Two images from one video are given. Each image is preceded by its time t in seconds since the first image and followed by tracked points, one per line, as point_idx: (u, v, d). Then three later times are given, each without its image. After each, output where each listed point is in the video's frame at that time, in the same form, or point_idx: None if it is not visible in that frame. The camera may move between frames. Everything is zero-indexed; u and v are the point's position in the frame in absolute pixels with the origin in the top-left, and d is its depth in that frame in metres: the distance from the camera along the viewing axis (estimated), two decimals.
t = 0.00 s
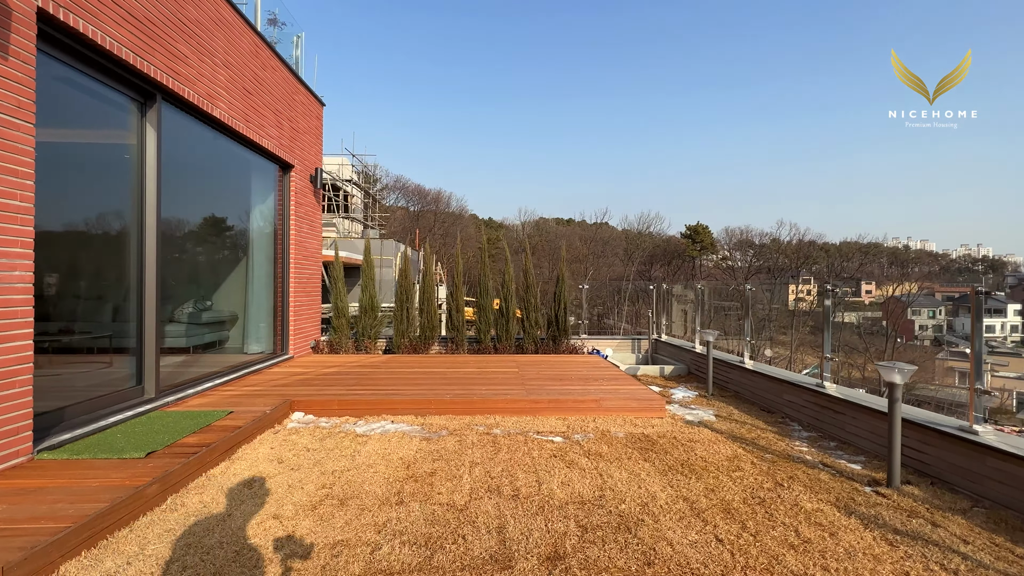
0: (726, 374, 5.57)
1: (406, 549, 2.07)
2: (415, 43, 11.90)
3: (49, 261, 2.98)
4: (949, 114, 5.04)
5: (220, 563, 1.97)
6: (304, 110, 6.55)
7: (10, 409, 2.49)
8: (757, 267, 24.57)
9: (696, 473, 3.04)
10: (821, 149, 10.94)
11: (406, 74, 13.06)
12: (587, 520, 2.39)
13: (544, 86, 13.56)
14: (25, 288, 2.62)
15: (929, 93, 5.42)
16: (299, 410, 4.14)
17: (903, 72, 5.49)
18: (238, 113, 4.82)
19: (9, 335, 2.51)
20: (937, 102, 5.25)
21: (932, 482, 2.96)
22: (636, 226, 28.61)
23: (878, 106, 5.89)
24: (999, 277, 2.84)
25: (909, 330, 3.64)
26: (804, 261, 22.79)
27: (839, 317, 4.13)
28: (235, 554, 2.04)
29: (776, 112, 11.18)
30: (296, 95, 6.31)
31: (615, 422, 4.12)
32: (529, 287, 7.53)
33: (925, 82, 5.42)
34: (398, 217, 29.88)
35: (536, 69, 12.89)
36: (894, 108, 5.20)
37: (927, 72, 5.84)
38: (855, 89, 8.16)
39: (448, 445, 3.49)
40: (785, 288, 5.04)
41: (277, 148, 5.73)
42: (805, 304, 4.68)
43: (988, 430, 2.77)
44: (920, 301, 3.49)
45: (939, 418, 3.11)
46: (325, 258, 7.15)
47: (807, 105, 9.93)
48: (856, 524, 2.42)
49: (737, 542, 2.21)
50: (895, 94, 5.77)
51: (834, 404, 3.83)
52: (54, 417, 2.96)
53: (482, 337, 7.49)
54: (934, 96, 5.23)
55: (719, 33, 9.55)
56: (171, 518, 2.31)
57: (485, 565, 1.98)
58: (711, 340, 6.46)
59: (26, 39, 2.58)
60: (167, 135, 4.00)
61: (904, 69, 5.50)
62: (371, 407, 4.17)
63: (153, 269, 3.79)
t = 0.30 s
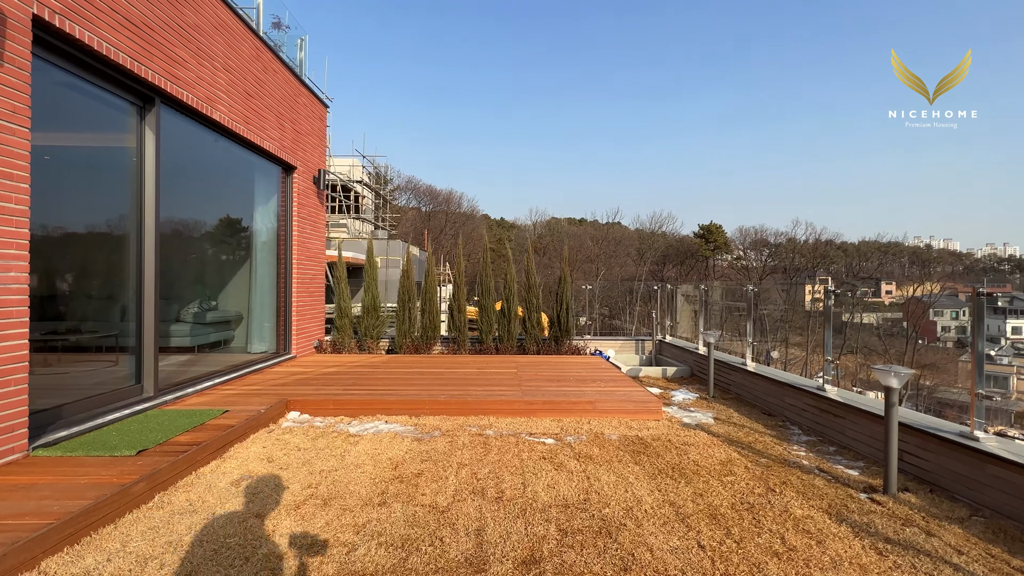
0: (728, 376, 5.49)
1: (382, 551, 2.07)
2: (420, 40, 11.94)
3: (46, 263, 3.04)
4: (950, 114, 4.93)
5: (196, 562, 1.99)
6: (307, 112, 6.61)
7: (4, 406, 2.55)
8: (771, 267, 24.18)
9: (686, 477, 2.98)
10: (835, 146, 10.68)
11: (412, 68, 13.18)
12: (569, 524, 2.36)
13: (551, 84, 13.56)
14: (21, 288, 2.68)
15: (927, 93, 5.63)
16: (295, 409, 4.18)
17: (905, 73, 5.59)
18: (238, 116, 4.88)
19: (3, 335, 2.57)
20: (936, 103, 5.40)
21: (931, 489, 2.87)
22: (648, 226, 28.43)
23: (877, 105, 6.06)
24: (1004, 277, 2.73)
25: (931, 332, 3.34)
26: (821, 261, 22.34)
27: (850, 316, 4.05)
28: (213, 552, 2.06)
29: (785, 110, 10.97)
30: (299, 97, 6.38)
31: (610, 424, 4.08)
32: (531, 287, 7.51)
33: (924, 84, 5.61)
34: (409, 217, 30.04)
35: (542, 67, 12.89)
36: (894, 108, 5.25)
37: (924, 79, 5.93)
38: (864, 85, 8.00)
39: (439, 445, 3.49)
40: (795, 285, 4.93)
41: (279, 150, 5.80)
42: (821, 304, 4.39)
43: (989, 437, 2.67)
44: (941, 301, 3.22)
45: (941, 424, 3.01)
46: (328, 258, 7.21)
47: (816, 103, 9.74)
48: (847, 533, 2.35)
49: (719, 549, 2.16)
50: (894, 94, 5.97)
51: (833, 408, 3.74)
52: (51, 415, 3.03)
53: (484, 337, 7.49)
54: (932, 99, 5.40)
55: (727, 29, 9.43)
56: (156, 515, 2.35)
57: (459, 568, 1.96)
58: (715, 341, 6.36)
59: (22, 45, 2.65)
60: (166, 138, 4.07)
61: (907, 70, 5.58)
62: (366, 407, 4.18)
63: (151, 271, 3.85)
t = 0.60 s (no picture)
0: (732, 377, 5.38)
1: (360, 548, 2.06)
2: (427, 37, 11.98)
3: (46, 263, 3.10)
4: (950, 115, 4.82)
5: (175, 556, 2.00)
6: (311, 112, 6.67)
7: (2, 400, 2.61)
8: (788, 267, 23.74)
9: (678, 478, 2.93)
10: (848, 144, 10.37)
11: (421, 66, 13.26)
12: (552, 523, 2.33)
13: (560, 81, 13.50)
14: (18, 285, 2.73)
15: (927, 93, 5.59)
16: (292, 406, 4.22)
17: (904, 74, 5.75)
18: (240, 116, 4.94)
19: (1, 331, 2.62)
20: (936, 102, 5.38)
21: (934, 494, 2.77)
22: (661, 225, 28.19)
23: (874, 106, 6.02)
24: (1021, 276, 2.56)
25: (954, 335, 3.08)
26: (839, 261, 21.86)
27: (869, 317, 3.81)
28: (193, 546, 2.07)
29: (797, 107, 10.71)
30: (302, 98, 6.43)
31: (606, 424, 4.03)
32: (534, 286, 7.48)
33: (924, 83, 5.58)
34: (421, 218, 30.19)
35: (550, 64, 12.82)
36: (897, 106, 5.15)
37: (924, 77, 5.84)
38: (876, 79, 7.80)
39: (431, 443, 3.48)
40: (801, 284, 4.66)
41: (282, 150, 5.85)
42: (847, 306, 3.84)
43: (995, 440, 2.56)
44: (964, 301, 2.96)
45: (944, 427, 2.91)
46: (332, 258, 7.27)
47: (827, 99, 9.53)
48: (839, 537, 2.27)
49: (704, 552, 2.11)
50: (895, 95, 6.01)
51: (836, 409, 3.64)
52: (50, 409, 3.09)
53: (487, 336, 7.48)
54: (933, 98, 5.39)
55: (735, 23, 9.29)
56: (144, 509, 2.38)
57: (435, 567, 1.95)
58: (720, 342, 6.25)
59: (20, 47, 2.70)
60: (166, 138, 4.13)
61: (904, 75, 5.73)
62: (362, 405, 4.20)
63: (152, 272, 3.92)
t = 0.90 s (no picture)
0: (736, 379, 5.28)
1: (336, 548, 2.05)
2: (429, 37, 12.04)
3: (44, 264, 3.17)
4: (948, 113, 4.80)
5: (152, 554, 2.00)
6: (314, 112, 6.72)
7: None
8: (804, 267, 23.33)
9: (669, 483, 2.86)
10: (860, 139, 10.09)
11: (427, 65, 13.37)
12: (535, 527, 2.29)
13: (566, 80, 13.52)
14: (14, 284, 2.77)
15: (928, 93, 5.79)
16: (289, 405, 4.25)
17: (905, 74, 5.83)
18: (241, 117, 4.99)
19: None
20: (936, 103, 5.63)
21: (938, 502, 2.66)
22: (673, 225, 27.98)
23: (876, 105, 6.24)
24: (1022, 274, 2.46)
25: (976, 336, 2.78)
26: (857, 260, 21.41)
27: (891, 318, 3.58)
28: (172, 545, 2.08)
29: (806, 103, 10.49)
30: (306, 98, 6.48)
31: (602, 426, 3.96)
32: (537, 286, 7.44)
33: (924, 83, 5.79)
34: (433, 218, 30.34)
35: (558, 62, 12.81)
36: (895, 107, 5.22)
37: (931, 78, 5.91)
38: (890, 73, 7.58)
39: (423, 443, 3.46)
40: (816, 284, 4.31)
41: (285, 151, 5.90)
42: (861, 308, 3.75)
43: (1002, 448, 2.44)
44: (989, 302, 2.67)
45: (950, 432, 2.79)
46: (336, 257, 7.32)
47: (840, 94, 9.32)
48: (832, 547, 2.19)
49: (687, 559, 2.05)
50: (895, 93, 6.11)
51: (839, 413, 3.53)
52: (47, 406, 3.14)
53: (490, 336, 7.46)
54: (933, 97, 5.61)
55: (743, 18, 9.14)
56: (130, 507, 2.39)
57: (410, 569, 1.92)
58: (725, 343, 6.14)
59: (16, 51, 2.75)
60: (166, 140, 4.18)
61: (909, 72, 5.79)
62: (357, 405, 4.20)
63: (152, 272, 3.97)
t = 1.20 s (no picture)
0: (741, 381, 5.18)
1: (318, 548, 2.05)
2: (430, 37, 12.11)
3: (62, 265, 3.32)
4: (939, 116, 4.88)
5: (138, 551, 2.03)
6: (320, 114, 6.79)
7: None
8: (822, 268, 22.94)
9: (663, 487, 2.81)
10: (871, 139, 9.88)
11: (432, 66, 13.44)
12: (521, 531, 2.26)
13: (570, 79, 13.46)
14: (17, 284, 2.84)
15: (929, 92, 5.83)
16: (289, 404, 4.30)
17: (905, 74, 5.92)
18: (245, 120, 5.06)
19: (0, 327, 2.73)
20: (937, 102, 5.68)
21: (942, 511, 2.57)
22: (688, 224, 27.71)
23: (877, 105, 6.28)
24: None
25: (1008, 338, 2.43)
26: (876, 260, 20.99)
27: (912, 320, 3.26)
28: (159, 542, 2.10)
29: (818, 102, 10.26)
30: (311, 100, 6.55)
31: (600, 428, 3.92)
32: (542, 286, 7.41)
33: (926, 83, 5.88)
34: (446, 219, 30.50)
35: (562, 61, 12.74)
36: (896, 108, 5.20)
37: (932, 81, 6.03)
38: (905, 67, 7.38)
39: (417, 444, 3.45)
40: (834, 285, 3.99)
41: (290, 152, 5.96)
42: (882, 310, 3.49)
43: (1009, 456, 2.34)
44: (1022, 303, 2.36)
45: (957, 438, 2.68)
46: (342, 258, 7.38)
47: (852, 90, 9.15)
48: (826, 556, 2.12)
49: (673, 566, 2.01)
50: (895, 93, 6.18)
51: (844, 417, 3.43)
52: (51, 404, 3.21)
53: (495, 336, 7.45)
54: (933, 97, 5.64)
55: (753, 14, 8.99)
56: (123, 504, 2.43)
57: (390, 571, 1.91)
58: (731, 345, 6.04)
59: (19, 57, 2.81)
60: (170, 142, 4.24)
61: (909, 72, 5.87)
62: (356, 405, 4.22)
63: (159, 272, 4.04)
